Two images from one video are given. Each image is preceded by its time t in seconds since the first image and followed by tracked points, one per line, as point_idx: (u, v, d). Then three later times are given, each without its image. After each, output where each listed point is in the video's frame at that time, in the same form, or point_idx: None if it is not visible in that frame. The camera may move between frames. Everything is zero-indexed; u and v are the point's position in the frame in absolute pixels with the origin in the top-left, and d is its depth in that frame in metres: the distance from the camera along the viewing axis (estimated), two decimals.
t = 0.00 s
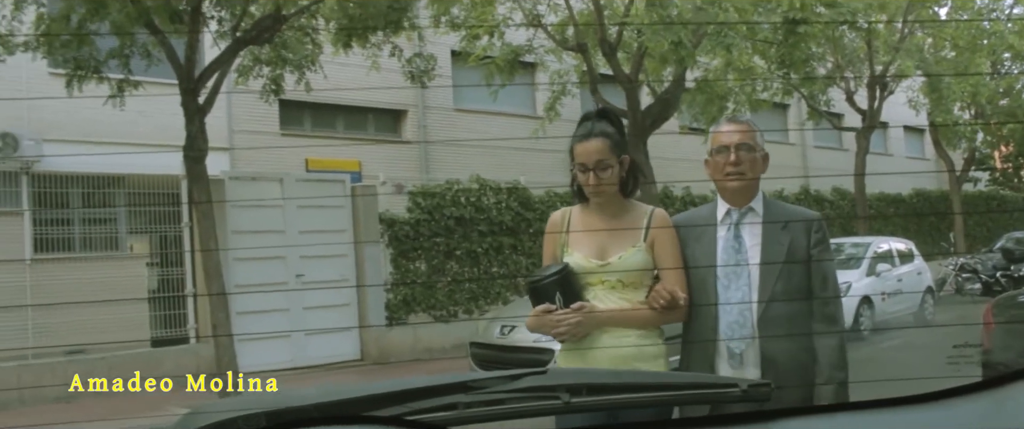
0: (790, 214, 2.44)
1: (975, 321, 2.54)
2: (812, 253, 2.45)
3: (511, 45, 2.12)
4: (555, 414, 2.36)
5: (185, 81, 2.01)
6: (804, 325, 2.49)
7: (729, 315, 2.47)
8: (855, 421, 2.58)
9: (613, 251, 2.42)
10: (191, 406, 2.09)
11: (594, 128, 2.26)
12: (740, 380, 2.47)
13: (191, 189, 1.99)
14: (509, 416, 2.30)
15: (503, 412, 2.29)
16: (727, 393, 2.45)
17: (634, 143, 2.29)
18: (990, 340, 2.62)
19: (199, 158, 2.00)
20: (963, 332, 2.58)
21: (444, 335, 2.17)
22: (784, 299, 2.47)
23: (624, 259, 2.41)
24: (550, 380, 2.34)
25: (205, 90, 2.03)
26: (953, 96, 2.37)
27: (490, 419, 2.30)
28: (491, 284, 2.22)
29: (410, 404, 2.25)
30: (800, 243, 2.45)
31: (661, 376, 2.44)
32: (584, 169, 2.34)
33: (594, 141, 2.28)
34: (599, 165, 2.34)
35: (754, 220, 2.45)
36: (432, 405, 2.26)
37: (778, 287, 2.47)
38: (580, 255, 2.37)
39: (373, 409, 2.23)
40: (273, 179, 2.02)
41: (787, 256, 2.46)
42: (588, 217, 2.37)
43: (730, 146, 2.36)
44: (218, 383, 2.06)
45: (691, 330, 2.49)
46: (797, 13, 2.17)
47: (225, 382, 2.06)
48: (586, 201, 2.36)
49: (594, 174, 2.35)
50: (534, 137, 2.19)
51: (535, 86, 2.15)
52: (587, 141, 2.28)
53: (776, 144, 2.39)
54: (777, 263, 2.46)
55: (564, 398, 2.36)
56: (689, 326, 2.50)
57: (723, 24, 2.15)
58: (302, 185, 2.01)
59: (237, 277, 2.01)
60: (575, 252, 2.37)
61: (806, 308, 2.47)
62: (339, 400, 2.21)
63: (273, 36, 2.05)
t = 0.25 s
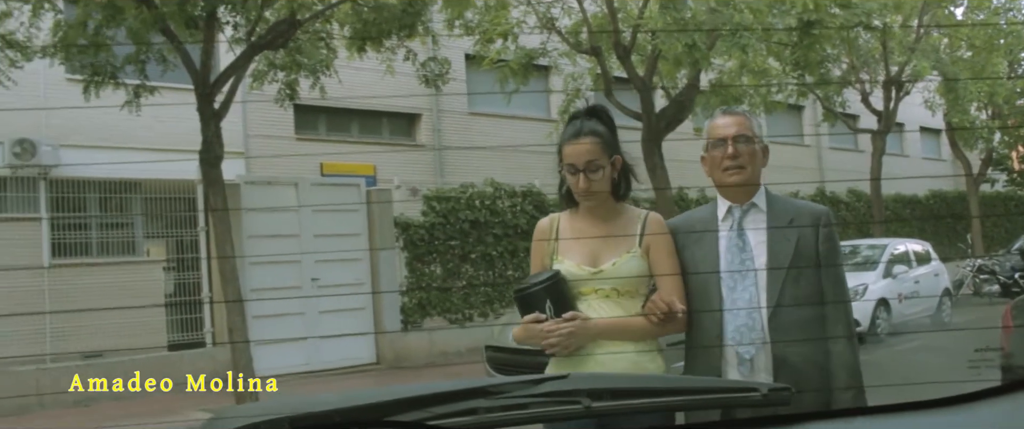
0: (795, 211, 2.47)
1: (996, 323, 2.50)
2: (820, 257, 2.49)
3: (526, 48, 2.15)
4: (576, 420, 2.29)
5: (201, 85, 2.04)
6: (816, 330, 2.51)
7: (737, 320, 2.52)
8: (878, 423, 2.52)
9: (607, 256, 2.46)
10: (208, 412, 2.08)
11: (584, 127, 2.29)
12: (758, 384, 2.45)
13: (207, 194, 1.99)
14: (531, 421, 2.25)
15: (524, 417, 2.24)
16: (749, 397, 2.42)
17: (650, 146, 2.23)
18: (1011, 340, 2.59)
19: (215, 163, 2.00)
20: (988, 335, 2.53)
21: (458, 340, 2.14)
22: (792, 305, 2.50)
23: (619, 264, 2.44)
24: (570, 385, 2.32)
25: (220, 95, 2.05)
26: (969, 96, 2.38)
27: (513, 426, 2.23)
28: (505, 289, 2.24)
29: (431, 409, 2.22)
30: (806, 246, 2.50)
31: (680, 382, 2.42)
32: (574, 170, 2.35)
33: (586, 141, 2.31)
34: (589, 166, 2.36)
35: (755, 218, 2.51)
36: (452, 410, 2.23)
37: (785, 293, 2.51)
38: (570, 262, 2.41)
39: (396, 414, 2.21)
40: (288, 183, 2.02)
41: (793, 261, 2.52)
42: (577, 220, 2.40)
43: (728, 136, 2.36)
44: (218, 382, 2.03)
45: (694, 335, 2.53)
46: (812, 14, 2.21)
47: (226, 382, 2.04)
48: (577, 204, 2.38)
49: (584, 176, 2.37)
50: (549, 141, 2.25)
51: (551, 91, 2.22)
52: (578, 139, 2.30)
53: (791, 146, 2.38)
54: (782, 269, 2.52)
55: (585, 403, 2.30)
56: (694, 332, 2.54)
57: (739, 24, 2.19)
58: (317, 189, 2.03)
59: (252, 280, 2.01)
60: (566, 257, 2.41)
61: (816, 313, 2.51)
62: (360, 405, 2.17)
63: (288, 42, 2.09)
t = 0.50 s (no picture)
0: (809, 209, 2.40)
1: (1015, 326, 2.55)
2: (835, 258, 2.43)
3: (540, 52, 2.15)
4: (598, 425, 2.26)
5: (217, 90, 2.04)
6: (831, 334, 2.46)
7: (747, 324, 2.44)
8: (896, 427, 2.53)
9: (601, 256, 2.39)
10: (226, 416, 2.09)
11: (570, 116, 2.24)
12: (780, 389, 2.39)
13: (222, 198, 2.00)
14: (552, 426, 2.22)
15: (546, 422, 2.21)
16: (771, 402, 2.36)
17: (665, 149, 2.23)
18: None
19: (231, 168, 2.01)
20: (1006, 338, 2.57)
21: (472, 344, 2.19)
22: (806, 308, 2.44)
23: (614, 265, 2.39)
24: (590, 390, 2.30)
25: (236, 100, 2.05)
26: (987, 97, 2.34)
27: None
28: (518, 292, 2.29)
29: (452, 414, 2.21)
30: (821, 246, 2.43)
31: (700, 384, 2.39)
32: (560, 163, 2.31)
33: (571, 131, 2.29)
34: (576, 159, 2.32)
35: (766, 215, 2.44)
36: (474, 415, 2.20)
37: (798, 296, 2.44)
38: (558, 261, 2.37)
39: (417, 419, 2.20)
40: (304, 188, 2.03)
41: (807, 263, 2.43)
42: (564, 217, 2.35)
43: (742, 126, 2.31)
44: (218, 383, 2.01)
45: (697, 340, 2.47)
46: (826, 16, 2.17)
47: (226, 382, 2.01)
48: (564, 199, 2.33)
49: (572, 169, 2.33)
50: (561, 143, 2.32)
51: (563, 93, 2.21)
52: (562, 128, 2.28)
53: (807, 147, 2.37)
54: (795, 272, 2.43)
55: (606, 408, 2.26)
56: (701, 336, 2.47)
57: (753, 27, 2.15)
58: (333, 194, 2.02)
59: (268, 285, 2.01)
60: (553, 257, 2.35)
61: (833, 317, 2.45)
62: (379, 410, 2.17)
63: (304, 46, 2.07)
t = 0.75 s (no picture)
0: (835, 214, 2.40)
1: None
2: (862, 263, 2.41)
3: (553, 56, 2.17)
4: None
5: (232, 96, 2.04)
6: (855, 339, 2.41)
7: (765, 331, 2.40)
8: None
9: (601, 265, 2.37)
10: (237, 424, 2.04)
11: (572, 115, 2.22)
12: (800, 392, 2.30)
13: (238, 204, 2.01)
14: None
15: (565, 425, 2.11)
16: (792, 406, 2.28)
17: (680, 153, 2.23)
18: None
19: (247, 174, 2.02)
20: None
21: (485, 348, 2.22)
22: (829, 313, 2.40)
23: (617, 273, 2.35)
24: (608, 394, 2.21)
25: (251, 106, 2.04)
26: (1004, 98, 2.35)
27: None
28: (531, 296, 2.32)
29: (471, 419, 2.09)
30: (847, 251, 2.42)
31: (718, 387, 2.29)
32: (561, 165, 2.26)
33: (573, 131, 2.24)
34: (577, 160, 2.27)
35: (788, 221, 2.43)
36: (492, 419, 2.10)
37: (823, 301, 2.40)
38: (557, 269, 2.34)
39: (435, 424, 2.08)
40: (319, 193, 2.04)
41: (832, 269, 2.41)
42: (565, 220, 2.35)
43: (763, 127, 2.31)
44: (218, 383, 2.00)
45: (711, 344, 2.42)
46: (841, 18, 2.24)
47: (226, 382, 2.00)
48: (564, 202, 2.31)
49: (573, 171, 2.29)
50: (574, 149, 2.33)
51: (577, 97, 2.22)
52: (564, 128, 2.24)
53: (821, 150, 2.35)
54: (819, 278, 2.40)
55: (625, 412, 2.18)
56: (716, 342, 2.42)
57: (767, 29, 2.21)
58: (348, 199, 2.04)
59: (284, 290, 2.01)
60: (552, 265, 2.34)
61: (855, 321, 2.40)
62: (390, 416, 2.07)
63: (319, 52, 2.10)
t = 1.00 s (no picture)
0: (880, 213, 2.40)
1: None
2: (905, 267, 2.41)
3: (567, 60, 2.20)
4: None
5: (249, 103, 2.07)
6: (891, 342, 2.44)
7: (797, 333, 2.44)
8: None
9: (607, 266, 2.44)
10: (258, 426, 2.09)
11: (584, 105, 2.28)
12: (819, 397, 2.32)
13: (255, 210, 2.01)
14: None
15: None
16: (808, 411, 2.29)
17: (693, 155, 2.23)
18: None
19: (262, 179, 2.01)
20: None
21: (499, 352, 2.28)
22: (867, 316, 2.42)
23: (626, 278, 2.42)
24: (630, 399, 2.23)
25: (267, 112, 2.07)
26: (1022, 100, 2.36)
27: None
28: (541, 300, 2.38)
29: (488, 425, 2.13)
30: (891, 255, 2.42)
31: (736, 394, 2.30)
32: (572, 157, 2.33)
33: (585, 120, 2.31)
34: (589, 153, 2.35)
35: (824, 220, 2.45)
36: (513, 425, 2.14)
37: (862, 304, 2.42)
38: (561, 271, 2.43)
39: None
40: (334, 198, 2.03)
41: (873, 273, 2.42)
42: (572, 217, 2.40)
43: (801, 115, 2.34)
44: (218, 383, 1.99)
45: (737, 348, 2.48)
46: (856, 20, 2.23)
47: (226, 382, 2.00)
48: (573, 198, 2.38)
49: (585, 165, 2.36)
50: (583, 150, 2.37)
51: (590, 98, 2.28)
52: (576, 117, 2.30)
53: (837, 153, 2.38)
54: (858, 282, 2.41)
55: (644, 417, 2.20)
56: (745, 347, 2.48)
57: (781, 33, 2.18)
58: (362, 204, 2.04)
59: (301, 295, 2.01)
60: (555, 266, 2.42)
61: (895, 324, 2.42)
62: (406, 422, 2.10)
63: (334, 57, 2.11)
